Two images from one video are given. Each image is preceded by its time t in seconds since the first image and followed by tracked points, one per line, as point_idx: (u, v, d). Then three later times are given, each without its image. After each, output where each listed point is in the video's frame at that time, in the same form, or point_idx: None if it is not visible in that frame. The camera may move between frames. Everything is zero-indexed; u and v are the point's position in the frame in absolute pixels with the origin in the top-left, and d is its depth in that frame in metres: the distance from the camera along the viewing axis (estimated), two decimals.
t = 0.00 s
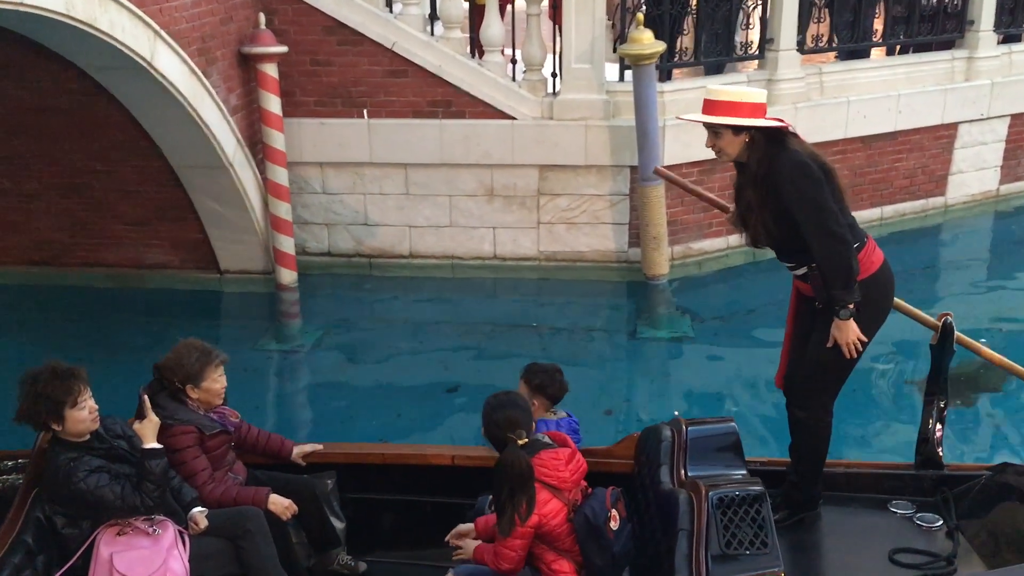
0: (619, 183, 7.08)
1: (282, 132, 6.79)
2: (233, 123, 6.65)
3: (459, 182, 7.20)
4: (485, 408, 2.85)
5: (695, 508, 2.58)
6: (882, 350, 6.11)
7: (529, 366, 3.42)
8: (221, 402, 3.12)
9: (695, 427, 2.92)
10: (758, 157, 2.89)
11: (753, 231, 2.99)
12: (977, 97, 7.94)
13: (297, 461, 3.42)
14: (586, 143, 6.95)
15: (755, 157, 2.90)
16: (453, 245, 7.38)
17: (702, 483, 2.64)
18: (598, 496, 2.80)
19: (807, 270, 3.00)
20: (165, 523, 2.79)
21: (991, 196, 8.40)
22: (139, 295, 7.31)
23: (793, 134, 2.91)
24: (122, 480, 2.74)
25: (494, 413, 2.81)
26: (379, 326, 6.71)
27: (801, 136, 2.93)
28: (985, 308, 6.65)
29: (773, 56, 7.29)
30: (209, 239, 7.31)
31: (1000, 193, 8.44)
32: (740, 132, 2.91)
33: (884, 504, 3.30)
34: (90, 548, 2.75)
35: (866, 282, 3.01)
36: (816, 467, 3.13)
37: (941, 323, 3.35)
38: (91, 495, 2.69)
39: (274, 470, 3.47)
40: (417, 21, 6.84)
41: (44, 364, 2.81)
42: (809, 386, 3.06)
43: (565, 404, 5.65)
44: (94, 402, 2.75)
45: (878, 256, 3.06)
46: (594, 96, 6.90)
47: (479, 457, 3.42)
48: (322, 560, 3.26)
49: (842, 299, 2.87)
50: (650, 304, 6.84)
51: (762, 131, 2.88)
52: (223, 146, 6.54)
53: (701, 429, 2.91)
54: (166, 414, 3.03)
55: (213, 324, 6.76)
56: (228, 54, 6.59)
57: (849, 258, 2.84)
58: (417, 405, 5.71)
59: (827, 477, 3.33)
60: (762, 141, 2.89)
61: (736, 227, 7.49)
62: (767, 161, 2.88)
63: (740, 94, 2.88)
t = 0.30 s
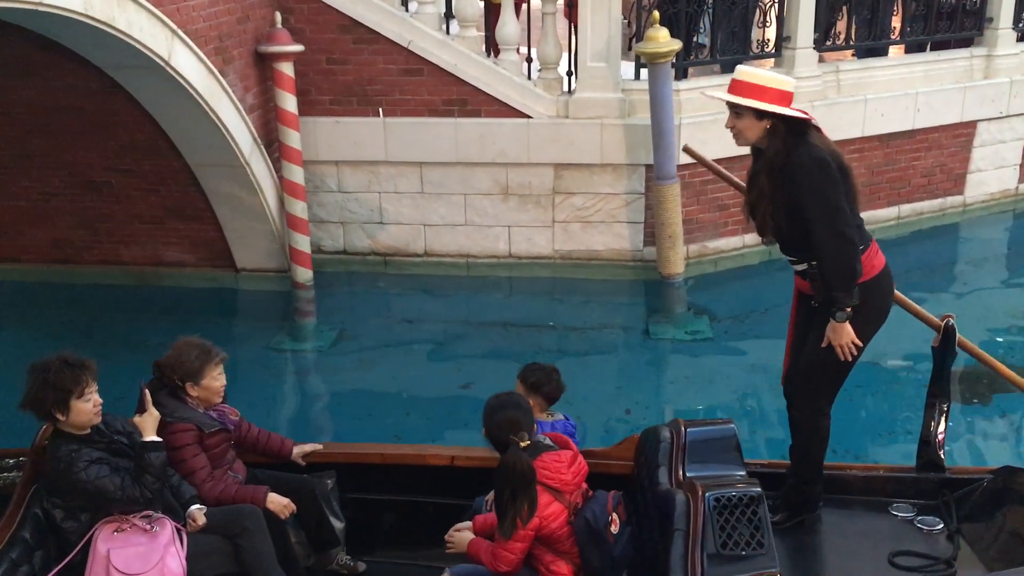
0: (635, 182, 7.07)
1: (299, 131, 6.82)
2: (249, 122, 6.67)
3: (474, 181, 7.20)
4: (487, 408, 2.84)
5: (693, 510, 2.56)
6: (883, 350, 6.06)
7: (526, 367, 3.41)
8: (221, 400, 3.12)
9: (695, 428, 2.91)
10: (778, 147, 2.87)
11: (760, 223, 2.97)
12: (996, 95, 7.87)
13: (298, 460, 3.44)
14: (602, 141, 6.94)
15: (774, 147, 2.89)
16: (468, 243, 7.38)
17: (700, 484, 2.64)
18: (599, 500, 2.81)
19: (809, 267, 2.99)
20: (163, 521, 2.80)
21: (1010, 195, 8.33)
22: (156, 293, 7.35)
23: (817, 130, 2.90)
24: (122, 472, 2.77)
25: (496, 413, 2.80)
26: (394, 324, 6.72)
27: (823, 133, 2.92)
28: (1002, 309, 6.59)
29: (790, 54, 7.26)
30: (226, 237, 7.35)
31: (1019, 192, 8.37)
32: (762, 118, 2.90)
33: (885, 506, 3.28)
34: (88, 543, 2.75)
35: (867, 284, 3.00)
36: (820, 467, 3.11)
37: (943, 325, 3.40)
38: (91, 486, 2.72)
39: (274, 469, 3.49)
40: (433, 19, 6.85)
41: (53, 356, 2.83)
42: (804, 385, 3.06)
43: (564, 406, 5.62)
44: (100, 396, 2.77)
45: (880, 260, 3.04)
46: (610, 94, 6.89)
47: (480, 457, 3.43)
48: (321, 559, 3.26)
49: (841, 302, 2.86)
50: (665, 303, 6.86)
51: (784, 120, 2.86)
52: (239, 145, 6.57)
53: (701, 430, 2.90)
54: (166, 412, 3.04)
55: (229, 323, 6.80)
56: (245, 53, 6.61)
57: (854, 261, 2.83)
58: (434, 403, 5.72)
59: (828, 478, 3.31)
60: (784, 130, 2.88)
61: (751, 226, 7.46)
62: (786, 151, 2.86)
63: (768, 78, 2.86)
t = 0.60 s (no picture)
0: (651, 183, 7.05)
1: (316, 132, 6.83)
2: (267, 123, 6.70)
3: (490, 182, 7.20)
4: (488, 404, 2.74)
5: (689, 516, 2.51)
6: (889, 353, 6.03)
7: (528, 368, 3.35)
8: (220, 400, 3.13)
9: (694, 435, 2.87)
10: (801, 145, 2.84)
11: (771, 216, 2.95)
12: (1016, 97, 7.80)
13: (298, 461, 3.44)
14: (618, 142, 6.92)
15: (797, 146, 2.85)
16: (484, 244, 7.38)
17: (697, 490, 2.61)
18: (598, 507, 2.80)
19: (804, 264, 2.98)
20: (160, 520, 2.77)
21: None
22: (173, 293, 7.40)
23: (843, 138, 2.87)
24: (120, 471, 2.75)
25: (499, 409, 2.71)
26: (410, 325, 6.73)
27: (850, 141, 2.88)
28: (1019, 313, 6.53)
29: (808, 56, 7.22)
30: (242, 237, 7.38)
31: None
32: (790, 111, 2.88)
33: (887, 514, 3.26)
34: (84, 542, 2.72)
35: (861, 290, 2.99)
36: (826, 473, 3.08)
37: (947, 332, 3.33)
38: (89, 484, 2.69)
39: (275, 470, 3.50)
40: (449, 20, 6.86)
41: (55, 353, 2.85)
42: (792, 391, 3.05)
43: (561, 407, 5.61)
44: (99, 394, 2.78)
45: (872, 267, 3.04)
46: (626, 95, 6.88)
47: (479, 460, 3.42)
48: (320, 560, 3.26)
49: (830, 310, 2.85)
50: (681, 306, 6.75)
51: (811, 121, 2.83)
52: (256, 145, 6.59)
53: (700, 437, 2.86)
54: (167, 411, 3.05)
55: (244, 323, 6.82)
56: (262, 54, 6.64)
57: (850, 273, 2.80)
58: (451, 404, 5.72)
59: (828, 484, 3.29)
60: (811, 128, 2.84)
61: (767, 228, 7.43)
62: (810, 151, 2.82)
63: (811, 72, 2.84)
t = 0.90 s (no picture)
0: (671, 184, 7.02)
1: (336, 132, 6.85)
2: (288, 123, 6.73)
3: (510, 182, 7.20)
4: (494, 406, 2.72)
5: (690, 520, 2.52)
6: (909, 357, 5.97)
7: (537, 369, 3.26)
8: (223, 401, 3.13)
9: (698, 439, 2.86)
10: (808, 160, 2.78)
11: (775, 225, 2.90)
12: None
13: (302, 461, 3.45)
14: (639, 142, 6.90)
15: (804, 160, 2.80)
16: (504, 244, 7.38)
17: (699, 494, 2.61)
18: (600, 509, 2.78)
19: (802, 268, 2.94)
20: (162, 518, 2.76)
21: None
22: (194, 291, 7.44)
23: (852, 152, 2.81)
24: (120, 472, 2.75)
25: (507, 410, 2.70)
26: (429, 324, 6.74)
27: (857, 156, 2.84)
28: None
29: (830, 56, 7.17)
30: (263, 236, 7.41)
31: None
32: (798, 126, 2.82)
33: (893, 521, 3.22)
34: (86, 540, 2.73)
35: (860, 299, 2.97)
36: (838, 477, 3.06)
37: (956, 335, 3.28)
38: (89, 485, 2.70)
39: (280, 469, 3.50)
40: (470, 20, 6.86)
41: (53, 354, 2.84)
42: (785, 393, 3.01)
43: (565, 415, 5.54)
44: (101, 395, 2.77)
45: (875, 275, 2.99)
46: (647, 96, 6.85)
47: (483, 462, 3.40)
48: (325, 559, 3.30)
49: (829, 324, 2.83)
50: (701, 307, 6.76)
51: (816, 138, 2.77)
52: (277, 144, 6.62)
53: (704, 441, 2.85)
54: (170, 412, 3.04)
55: (264, 322, 6.85)
56: (284, 53, 6.66)
57: (851, 291, 2.79)
58: (473, 403, 5.72)
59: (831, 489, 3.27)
60: (817, 143, 2.78)
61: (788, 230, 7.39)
62: (817, 165, 2.77)
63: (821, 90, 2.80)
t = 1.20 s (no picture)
0: (697, 183, 6.98)
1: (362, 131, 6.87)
2: (315, 122, 6.76)
3: (535, 181, 7.19)
4: (500, 410, 2.71)
5: (698, 524, 2.52)
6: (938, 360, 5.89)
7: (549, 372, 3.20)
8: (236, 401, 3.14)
9: (708, 441, 2.87)
10: (816, 179, 2.71)
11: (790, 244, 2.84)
12: None
13: (315, 460, 3.47)
14: (664, 142, 6.87)
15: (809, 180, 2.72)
16: (529, 244, 7.38)
17: (706, 499, 2.61)
18: (606, 513, 2.77)
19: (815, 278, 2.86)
20: (173, 517, 2.79)
21: None
22: (221, 289, 7.50)
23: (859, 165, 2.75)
24: (132, 473, 2.72)
25: (513, 413, 2.70)
26: (453, 324, 6.74)
27: (866, 167, 2.77)
28: None
29: (859, 54, 7.10)
30: (290, 234, 7.45)
31: None
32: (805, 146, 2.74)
33: (906, 525, 3.21)
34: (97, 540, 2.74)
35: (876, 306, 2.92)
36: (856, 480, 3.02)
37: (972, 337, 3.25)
38: (100, 485, 2.68)
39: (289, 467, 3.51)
40: (496, 19, 6.87)
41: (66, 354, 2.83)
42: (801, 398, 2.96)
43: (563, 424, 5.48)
44: (112, 397, 2.76)
45: (889, 280, 2.96)
46: (673, 95, 6.83)
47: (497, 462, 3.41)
48: (336, 557, 3.30)
49: (852, 339, 2.76)
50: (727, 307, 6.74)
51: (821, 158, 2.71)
52: (304, 143, 6.65)
53: (713, 444, 2.86)
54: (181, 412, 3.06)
55: (290, 320, 6.89)
56: (311, 53, 6.70)
57: (868, 307, 2.73)
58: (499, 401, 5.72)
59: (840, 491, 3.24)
60: (822, 160, 2.71)
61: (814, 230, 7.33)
62: (824, 183, 2.70)
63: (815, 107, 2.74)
